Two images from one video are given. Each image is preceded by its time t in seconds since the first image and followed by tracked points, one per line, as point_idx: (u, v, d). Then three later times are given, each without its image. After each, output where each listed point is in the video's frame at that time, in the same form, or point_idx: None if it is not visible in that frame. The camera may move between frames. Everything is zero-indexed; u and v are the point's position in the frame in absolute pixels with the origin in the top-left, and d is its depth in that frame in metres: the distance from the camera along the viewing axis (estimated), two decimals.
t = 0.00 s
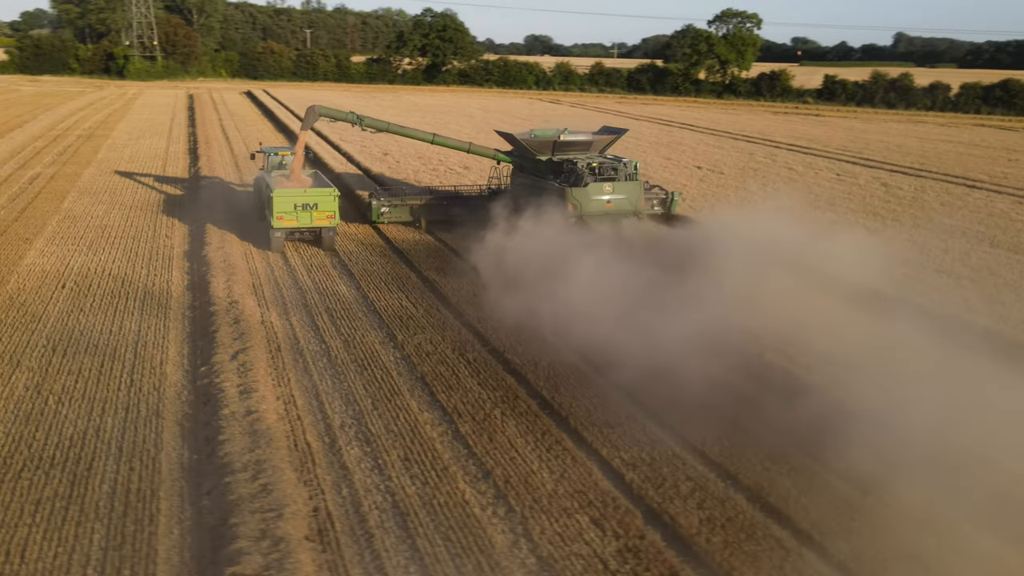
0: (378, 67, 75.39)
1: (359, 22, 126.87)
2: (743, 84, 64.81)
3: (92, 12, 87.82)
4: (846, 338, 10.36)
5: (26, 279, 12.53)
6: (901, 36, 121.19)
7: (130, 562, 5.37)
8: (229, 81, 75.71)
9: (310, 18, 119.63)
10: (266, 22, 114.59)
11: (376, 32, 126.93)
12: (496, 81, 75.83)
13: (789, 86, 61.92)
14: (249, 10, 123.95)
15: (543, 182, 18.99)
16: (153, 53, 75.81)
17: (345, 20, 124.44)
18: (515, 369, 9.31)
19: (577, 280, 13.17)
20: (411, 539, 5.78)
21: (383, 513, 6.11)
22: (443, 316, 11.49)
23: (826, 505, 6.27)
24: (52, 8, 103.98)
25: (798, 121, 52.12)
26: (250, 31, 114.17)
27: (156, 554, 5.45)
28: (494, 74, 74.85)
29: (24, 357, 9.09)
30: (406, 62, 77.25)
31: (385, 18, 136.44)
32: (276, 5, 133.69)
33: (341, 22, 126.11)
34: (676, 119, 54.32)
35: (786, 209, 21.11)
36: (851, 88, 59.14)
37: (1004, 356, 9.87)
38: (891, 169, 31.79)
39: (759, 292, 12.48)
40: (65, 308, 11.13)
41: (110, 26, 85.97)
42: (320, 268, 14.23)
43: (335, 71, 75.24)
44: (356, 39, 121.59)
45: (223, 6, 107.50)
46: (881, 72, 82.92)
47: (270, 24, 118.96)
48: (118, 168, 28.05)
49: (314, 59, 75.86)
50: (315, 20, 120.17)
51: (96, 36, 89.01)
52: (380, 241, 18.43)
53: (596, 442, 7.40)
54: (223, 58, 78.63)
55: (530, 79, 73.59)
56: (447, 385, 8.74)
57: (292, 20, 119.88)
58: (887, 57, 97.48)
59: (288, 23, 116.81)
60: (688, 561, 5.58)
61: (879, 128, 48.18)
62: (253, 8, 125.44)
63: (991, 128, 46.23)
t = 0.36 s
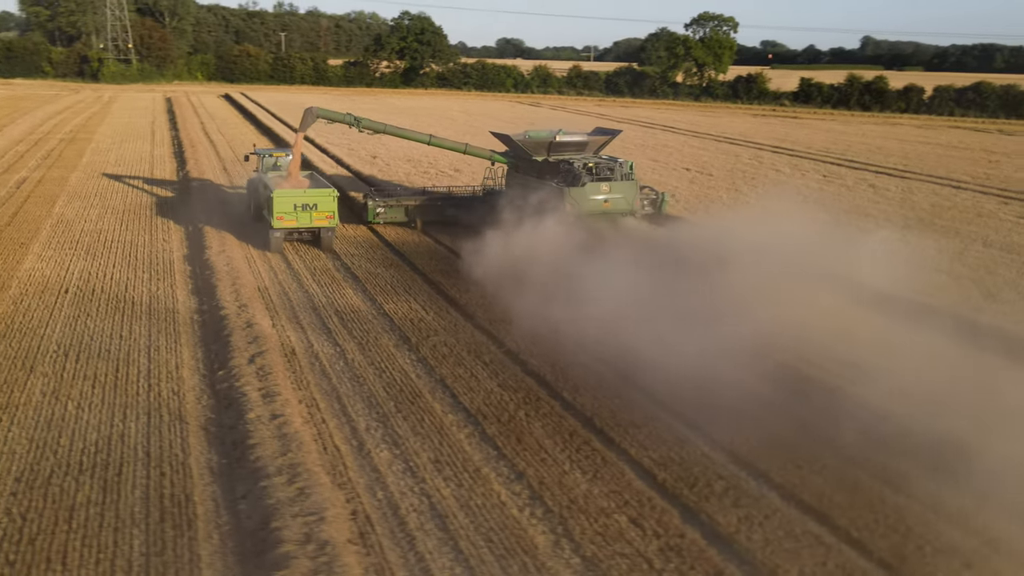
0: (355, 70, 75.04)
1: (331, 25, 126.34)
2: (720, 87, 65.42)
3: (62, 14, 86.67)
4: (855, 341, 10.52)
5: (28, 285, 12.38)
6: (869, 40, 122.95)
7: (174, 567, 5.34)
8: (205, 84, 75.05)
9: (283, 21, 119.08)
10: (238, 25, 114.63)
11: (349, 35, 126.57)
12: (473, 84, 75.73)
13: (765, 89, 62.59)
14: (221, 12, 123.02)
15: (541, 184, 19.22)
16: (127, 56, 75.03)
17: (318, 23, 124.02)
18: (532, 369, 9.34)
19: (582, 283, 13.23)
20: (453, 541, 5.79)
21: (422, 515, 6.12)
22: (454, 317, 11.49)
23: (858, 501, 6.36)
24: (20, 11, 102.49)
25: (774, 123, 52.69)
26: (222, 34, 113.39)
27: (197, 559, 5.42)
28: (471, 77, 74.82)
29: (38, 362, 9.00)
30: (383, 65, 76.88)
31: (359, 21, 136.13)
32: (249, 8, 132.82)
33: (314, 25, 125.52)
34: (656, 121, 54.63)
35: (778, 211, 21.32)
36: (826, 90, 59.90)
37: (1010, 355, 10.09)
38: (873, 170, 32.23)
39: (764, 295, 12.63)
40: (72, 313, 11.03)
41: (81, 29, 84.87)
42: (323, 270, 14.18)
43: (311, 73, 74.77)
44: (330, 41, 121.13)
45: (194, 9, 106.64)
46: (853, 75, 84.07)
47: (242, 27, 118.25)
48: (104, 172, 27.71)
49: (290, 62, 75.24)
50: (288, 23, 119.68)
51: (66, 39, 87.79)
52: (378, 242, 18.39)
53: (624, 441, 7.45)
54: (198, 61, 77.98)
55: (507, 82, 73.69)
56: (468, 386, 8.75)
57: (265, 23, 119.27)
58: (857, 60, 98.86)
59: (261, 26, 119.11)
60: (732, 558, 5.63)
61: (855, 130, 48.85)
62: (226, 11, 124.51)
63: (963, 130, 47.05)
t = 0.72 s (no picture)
0: (337, 73, 74.69)
1: (308, 28, 125.72)
2: (702, 90, 65.85)
3: (37, 17, 85.47)
4: (871, 342, 10.61)
5: (35, 289, 12.24)
6: (843, 44, 124.37)
7: (223, 572, 5.30)
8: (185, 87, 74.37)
9: (260, 23, 118.45)
10: (214, 28, 114.01)
11: (327, 38, 126.08)
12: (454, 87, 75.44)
13: (746, 92, 63.09)
14: (197, 15, 121.97)
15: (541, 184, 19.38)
16: (106, 59, 74.13)
17: (295, 26, 123.36)
18: (555, 371, 9.35)
19: (594, 284, 13.26)
20: (500, 542, 5.79)
21: (464, 516, 6.11)
22: (469, 319, 11.47)
23: (895, 498, 6.43)
24: None
25: (756, 126, 53.10)
26: (198, 37, 112.55)
27: (247, 564, 5.39)
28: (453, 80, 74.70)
29: (56, 367, 8.91)
30: (364, 69, 76.50)
31: (338, 24, 135.74)
32: (225, 11, 131.83)
33: (291, 27, 124.97)
34: (640, 124, 54.84)
35: (773, 212, 21.51)
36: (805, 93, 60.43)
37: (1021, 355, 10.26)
38: (856, 172, 32.60)
39: (775, 296, 12.72)
40: (83, 318, 10.93)
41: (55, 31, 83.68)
42: (330, 273, 14.13)
43: (293, 77, 74.33)
44: (307, 45, 120.67)
45: (170, 12, 105.80)
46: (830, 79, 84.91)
47: (219, 30, 117.43)
48: (92, 176, 27.34)
49: (270, 66, 74.69)
50: (265, 25, 118.94)
51: (41, 42, 86.55)
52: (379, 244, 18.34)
53: (655, 442, 7.50)
54: (177, 64, 77.27)
55: (489, 85, 73.70)
56: (493, 388, 8.75)
57: (242, 26, 118.43)
58: (832, 64, 99.89)
59: (236, 28, 118.89)
60: (779, 556, 5.68)
61: (836, 133, 49.33)
62: (202, 13, 123.56)
63: (941, 132, 47.67)
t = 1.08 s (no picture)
0: (320, 76, 74.31)
1: (287, 32, 125.06)
2: (685, 93, 66.21)
3: (12, 20, 84.26)
4: (888, 345, 10.62)
5: (44, 295, 12.13)
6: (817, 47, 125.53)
7: None
8: (167, 91, 73.70)
9: (239, 27, 117.67)
10: (192, 32, 113.10)
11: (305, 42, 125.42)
12: (438, 91, 74.92)
13: (729, 95, 63.49)
14: (175, 18, 120.96)
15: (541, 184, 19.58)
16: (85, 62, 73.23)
17: (274, 29, 122.67)
18: (577, 374, 9.36)
19: (608, 285, 13.25)
20: (549, 545, 5.80)
21: (509, 519, 6.12)
22: (485, 321, 11.47)
23: (933, 496, 6.50)
24: None
25: (740, 129, 53.43)
26: (177, 39, 111.68)
27: (300, 570, 5.37)
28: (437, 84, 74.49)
29: (78, 374, 8.84)
30: (348, 72, 76.12)
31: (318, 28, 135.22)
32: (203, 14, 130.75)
33: (269, 31, 124.26)
34: (626, 127, 54.99)
35: (769, 213, 21.69)
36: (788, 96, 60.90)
37: None
38: (842, 174, 32.90)
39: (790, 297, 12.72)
40: (98, 323, 10.87)
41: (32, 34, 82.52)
42: (338, 276, 14.08)
43: (275, 80, 73.91)
44: (286, 48, 119.83)
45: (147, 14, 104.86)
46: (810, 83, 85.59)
47: (197, 32, 116.61)
48: (82, 181, 27.01)
49: (253, 69, 74.33)
50: (243, 28, 118.18)
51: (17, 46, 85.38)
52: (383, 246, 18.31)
53: (688, 444, 7.52)
54: (158, 67, 76.53)
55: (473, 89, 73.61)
56: (520, 391, 8.75)
57: (220, 29, 117.51)
58: (808, 67, 100.77)
59: (214, 31, 117.91)
60: (826, 556, 5.73)
61: (819, 136, 49.76)
62: (180, 16, 122.53)
63: (922, 135, 48.23)
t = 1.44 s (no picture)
0: (307, 79, 74.01)
1: (269, 35, 124.66)
2: (671, 96, 66.46)
3: None
4: (914, 343, 10.58)
5: (59, 299, 12.02)
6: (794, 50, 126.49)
7: None
8: (153, 94, 73.19)
9: (220, 30, 117.09)
10: (173, 34, 112.46)
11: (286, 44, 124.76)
12: (425, 94, 73.98)
13: (715, 98, 63.81)
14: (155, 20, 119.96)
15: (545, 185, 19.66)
16: (68, 65, 72.72)
17: (255, 32, 122.51)
18: (605, 375, 9.33)
19: (623, 285, 13.17)
20: (601, 545, 5.80)
21: (558, 520, 6.12)
22: (505, 321, 11.41)
23: (976, 496, 6.53)
24: None
25: (726, 131, 53.73)
26: (158, 43, 111.04)
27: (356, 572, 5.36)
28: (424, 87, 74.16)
29: (105, 379, 8.77)
30: (334, 75, 75.79)
31: (301, 30, 134.76)
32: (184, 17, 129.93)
33: (249, 33, 123.58)
34: (615, 129, 55.11)
35: (769, 213, 21.80)
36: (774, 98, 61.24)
37: None
38: (832, 176, 33.12)
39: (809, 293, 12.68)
40: (117, 327, 10.78)
41: (11, 36, 81.65)
42: (350, 278, 14.05)
43: (261, 83, 73.58)
44: (267, 50, 119.23)
45: (127, 15, 103.98)
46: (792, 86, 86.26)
47: (178, 34, 115.86)
48: (77, 184, 26.74)
49: (239, 72, 74.03)
50: (225, 31, 117.62)
51: None
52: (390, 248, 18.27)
53: (727, 446, 7.50)
54: (142, 70, 75.95)
55: (460, 92, 73.55)
56: (551, 393, 8.72)
57: (201, 32, 116.97)
58: (788, 71, 101.45)
59: (195, 34, 117.42)
60: (879, 554, 5.76)
61: (805, 137, 50.14)
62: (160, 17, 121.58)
63: (906, 136, 48.74)
